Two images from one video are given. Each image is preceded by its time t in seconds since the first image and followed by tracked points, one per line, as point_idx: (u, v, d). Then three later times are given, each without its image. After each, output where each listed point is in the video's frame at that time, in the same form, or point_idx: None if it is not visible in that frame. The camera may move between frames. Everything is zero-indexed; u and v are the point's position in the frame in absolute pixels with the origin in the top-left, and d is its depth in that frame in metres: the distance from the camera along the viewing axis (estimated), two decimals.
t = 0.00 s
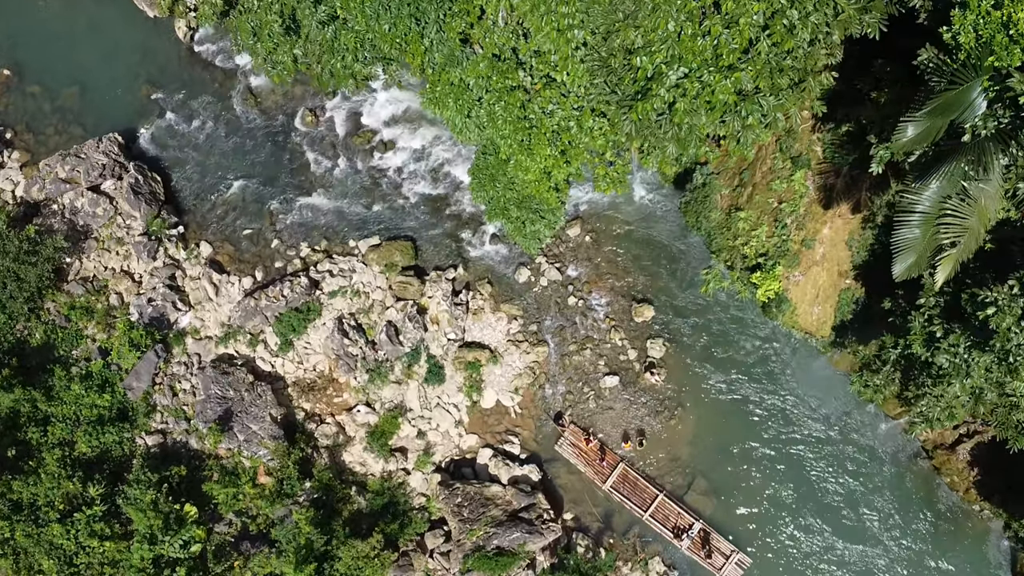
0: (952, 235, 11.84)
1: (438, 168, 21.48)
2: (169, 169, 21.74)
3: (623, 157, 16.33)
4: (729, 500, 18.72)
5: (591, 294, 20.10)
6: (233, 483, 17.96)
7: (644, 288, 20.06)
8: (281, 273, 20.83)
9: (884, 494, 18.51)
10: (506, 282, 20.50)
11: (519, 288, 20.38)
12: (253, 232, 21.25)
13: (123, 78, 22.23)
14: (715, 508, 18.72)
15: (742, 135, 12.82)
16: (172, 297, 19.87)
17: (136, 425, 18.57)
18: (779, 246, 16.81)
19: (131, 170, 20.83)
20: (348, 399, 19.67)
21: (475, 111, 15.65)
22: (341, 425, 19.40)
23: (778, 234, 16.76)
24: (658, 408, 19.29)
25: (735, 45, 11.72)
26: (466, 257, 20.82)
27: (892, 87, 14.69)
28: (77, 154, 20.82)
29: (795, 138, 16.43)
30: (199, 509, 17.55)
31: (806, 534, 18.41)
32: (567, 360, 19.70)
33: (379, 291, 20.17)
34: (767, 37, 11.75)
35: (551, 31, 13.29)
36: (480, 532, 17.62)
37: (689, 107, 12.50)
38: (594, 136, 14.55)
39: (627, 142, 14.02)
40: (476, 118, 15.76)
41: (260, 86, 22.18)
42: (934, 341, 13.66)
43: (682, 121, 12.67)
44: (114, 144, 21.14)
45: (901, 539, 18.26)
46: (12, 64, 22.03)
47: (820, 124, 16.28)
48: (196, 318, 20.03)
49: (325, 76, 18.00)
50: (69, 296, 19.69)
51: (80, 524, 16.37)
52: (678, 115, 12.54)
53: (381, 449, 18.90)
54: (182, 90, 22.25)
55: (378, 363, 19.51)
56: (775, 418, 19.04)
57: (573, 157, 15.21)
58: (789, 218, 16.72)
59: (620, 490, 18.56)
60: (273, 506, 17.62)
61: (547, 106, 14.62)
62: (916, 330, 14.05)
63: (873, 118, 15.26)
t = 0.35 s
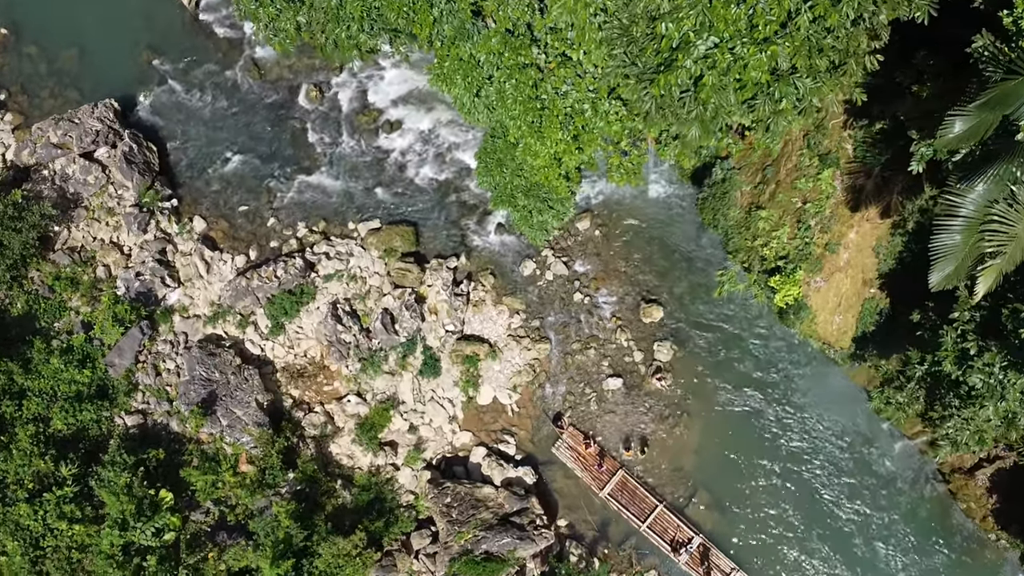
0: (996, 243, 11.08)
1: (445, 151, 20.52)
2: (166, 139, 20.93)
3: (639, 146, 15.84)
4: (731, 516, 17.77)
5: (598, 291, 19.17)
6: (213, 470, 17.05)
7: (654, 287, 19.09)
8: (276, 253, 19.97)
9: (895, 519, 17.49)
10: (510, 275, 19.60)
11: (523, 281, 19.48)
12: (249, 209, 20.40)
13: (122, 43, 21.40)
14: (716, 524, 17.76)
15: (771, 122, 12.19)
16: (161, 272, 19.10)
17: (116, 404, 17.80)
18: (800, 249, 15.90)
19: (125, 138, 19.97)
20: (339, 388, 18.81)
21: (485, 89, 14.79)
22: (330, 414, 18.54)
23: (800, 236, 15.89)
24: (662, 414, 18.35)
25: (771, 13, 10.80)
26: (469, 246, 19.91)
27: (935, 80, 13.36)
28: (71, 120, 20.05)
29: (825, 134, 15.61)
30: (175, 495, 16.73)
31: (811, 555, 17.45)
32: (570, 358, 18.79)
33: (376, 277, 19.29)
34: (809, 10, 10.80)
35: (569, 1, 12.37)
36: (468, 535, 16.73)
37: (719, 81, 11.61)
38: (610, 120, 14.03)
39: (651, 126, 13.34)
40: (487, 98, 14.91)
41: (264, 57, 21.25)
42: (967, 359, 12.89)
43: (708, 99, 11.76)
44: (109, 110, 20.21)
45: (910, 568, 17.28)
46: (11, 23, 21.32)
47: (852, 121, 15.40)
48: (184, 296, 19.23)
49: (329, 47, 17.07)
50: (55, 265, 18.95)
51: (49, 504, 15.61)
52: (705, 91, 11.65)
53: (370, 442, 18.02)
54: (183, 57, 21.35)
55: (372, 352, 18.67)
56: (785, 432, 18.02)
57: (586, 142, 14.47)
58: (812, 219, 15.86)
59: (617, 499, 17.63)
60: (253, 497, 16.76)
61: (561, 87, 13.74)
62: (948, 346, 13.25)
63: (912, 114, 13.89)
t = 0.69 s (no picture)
0: None
1: (453, 135, 19.73)
2: (165, 110, 20.23)
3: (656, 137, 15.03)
4: (734, 530, 16.79)
5: (605, 288, 18.36)
6: (195, 454, 16.32)
7: (665, 286, 18.26)
8: (273, 232, 19.21)
9: (908, 544, 16.48)
10: (515, 266, 18.84)
11: (528, 273, 18.73)
12: (247, 186, 19.67)
13: (126, 8, 20.72)
14: (717, 538, 16.78)
15: (809, 106, 11.34)
16: (153, 246, 18.44)
17: (99, 380, 17.12)
18: (823, 252, 15.42)
19: (123, 105, 19.27)
20: (331, 375, 18.08)
21: (496, 67, 13.96)
22: (320, 402, 17.78)
23: (823, 237, 15.38)
24: (666, 419, 17.47)
25: None
26: (474, 234, 19.13)
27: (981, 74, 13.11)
28: (68, 84, 19.30)
29: (856, 130, 15.08)
30: (154, 479, 16.02)
31: None
32: (573, 356, 17.99)
33: (376, 262, 18.52)
34: None
35: None
36: (458, 535, 15.93)
37: (751, 51, 10.57)
38: (627, 104, 13.26)
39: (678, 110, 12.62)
40: (497, 76, 14.08)
41: (272, 29, 20.55)
42: (1000, 376, 12.09)
43: (738, 72, 10.78)
44: (108, 76, 19.52)
45: None
46: None
47: (886, 117, 14.87)
48: (176, 272, 18.54)
49: (336, 18, 16.35)
50: (43, 234, 18.29)
51: (20, 481, 14.92)
52: (737, 61, 10.57)
53: (361, 433, 17.26)
54: (187, 26, 20.66)
55: (367, 340, 17.94)
56: (795, 444, 17.09)
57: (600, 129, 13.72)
58: (838, 220, 15.31)
59: (616, 505, 16.81)
60: (234, 484, 16.04)
61: (576, 68, 12.99)
62: (981, 361, 12.42)
63: (955, 108, 13.69)
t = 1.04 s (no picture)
0: None
1: (463, 114, 18.87)
2: (166, 74, 19.49)
3: (678, 123, 14.21)
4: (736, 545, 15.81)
5: (614, 282, 17.47)
6: (174, 433, 15.58)
7: (677, 283, 17.33)
8: (270, 206, 18.39)
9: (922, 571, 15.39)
10: (521, 255, 17.96)
11: (534, 263, 17.84)
12: (246, 157, 18.87)
13: None
14: (718, 552, 15.82)
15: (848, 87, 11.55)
16: (145, 214, 17.69)
17: (80, 351, 16.41)
18: (850, 254, 14.81)
19: (121, 66, 18.52)
20: (323, 358, 17.28)
21: (508, 39, 13.52)
22: (310, 386, 16.97)
23: (850, 237, 14.77)
24: (671, 423, 16.55)
25: None
26: (479, 219, 18.26)
27: None
28: (66, 41, 18.58)
29: (893, 123, 14.26)
30: (131, 457, 15.29)
31: None
32: (576, 352, 17.12)
33: (376, 243, 17.68)
34: None
35: None
36: (445, 534, 15.14)
37: (794, 8, 10.23)
38: (647, 83, 12.53)
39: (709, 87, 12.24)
40: (510, 50, 13.61)
41: None
42: None
43: (782, 31, 10.50)
44: (108, 35, 18.81)
45: None
46: None
47: (927, 111, 14.09)
48: (168, 243, 17.79)
49: None
50: (32, 196, 17.58)
51: None
52: (779, 17, 10.21)
53: (350, 420, 16.46)
54: None
55: (362, 323, 17.12)
56: (807, 458, 16.11)
57: (619, 110, 12.91)
58: (868, 220, 14.64)
59: (614, 509, 15.95)
60: (214, 468, 15.28)
61: (598, 41, 12.17)
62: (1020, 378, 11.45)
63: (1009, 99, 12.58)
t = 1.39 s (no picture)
0: None
1: (472, 95, 18.01)
2: (166, 39, 18.81)
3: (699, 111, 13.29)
4: (734, 561, 14.97)
5: (621, 278, 16.62)
6: (151, 413, 14.82)
7: (686, 283, 16.47)
8: (266, 180, 17.63)
9: None
10: (525, 245, 17.11)
11: (539, 254, 17.02)
12: (245, 128, 18.12)
13: None
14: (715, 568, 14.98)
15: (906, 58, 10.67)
16: (135, 183, 16.98)
17: (59, 321, 15.72)
18: (876, 259, 14.10)
19: (119, 27, 17.82)
20: (312, 342, 16.51)
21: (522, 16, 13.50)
22: (297, 370, 16.22)
23: (877, 241, 14.09)
24: (673, 430, 15.72)
25: None
26: (484, 205, 17.45)
27: None
28: None
29: (931, 120, 13.46)
30: (104, 435, 14.58)
31: None
32: (578, 349, 16.30)
33: (374, 224, 16.91)
34: None
35: None
36: (428, 534, 14.37)
37: None
38: (667, 62, 11.85)
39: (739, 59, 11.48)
40: (525, 26, 13.45)
41: None
42: None
43: None
44: None
45: None
46: None
47: (968, 108, 13.21)
48: (158, 213, 17.10)
49: None
50: (19, 157, 16.88)
51: None
52: None
53: (337, 409, 15.68)
54: None
55: (355, 308, 16.34)
56: (813, 473, 15.22)
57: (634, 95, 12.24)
58: (897, 223, 13.93)
59: (608, 518, 15.14)
60: (190, 451, 14.52)
61: (618, 15, 11.58)
62: None
63: None
